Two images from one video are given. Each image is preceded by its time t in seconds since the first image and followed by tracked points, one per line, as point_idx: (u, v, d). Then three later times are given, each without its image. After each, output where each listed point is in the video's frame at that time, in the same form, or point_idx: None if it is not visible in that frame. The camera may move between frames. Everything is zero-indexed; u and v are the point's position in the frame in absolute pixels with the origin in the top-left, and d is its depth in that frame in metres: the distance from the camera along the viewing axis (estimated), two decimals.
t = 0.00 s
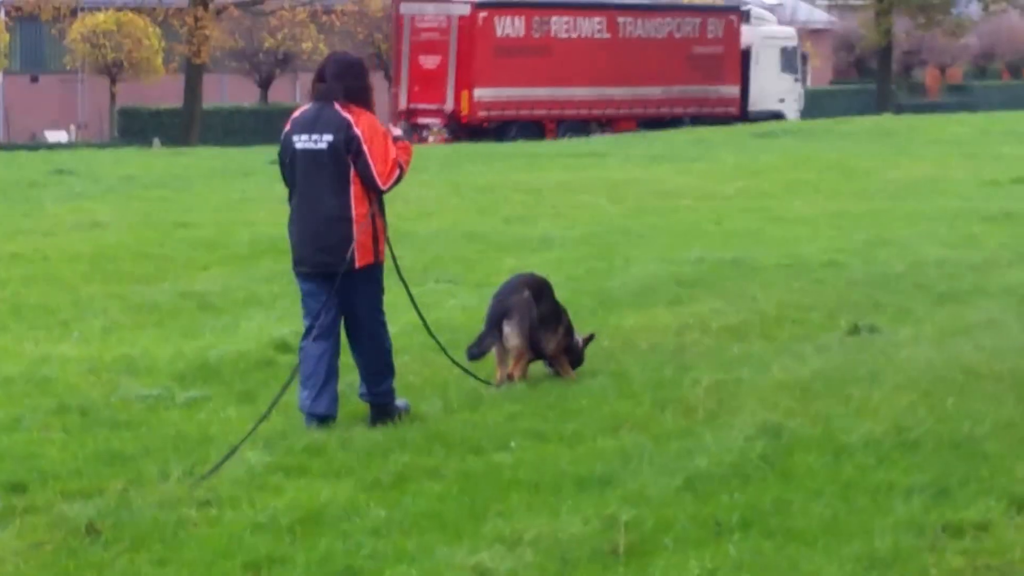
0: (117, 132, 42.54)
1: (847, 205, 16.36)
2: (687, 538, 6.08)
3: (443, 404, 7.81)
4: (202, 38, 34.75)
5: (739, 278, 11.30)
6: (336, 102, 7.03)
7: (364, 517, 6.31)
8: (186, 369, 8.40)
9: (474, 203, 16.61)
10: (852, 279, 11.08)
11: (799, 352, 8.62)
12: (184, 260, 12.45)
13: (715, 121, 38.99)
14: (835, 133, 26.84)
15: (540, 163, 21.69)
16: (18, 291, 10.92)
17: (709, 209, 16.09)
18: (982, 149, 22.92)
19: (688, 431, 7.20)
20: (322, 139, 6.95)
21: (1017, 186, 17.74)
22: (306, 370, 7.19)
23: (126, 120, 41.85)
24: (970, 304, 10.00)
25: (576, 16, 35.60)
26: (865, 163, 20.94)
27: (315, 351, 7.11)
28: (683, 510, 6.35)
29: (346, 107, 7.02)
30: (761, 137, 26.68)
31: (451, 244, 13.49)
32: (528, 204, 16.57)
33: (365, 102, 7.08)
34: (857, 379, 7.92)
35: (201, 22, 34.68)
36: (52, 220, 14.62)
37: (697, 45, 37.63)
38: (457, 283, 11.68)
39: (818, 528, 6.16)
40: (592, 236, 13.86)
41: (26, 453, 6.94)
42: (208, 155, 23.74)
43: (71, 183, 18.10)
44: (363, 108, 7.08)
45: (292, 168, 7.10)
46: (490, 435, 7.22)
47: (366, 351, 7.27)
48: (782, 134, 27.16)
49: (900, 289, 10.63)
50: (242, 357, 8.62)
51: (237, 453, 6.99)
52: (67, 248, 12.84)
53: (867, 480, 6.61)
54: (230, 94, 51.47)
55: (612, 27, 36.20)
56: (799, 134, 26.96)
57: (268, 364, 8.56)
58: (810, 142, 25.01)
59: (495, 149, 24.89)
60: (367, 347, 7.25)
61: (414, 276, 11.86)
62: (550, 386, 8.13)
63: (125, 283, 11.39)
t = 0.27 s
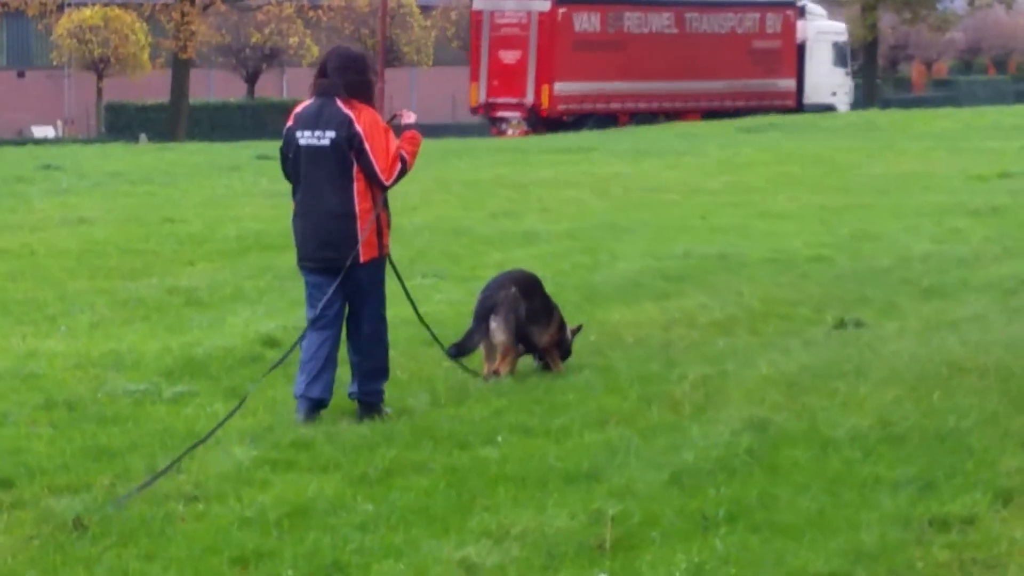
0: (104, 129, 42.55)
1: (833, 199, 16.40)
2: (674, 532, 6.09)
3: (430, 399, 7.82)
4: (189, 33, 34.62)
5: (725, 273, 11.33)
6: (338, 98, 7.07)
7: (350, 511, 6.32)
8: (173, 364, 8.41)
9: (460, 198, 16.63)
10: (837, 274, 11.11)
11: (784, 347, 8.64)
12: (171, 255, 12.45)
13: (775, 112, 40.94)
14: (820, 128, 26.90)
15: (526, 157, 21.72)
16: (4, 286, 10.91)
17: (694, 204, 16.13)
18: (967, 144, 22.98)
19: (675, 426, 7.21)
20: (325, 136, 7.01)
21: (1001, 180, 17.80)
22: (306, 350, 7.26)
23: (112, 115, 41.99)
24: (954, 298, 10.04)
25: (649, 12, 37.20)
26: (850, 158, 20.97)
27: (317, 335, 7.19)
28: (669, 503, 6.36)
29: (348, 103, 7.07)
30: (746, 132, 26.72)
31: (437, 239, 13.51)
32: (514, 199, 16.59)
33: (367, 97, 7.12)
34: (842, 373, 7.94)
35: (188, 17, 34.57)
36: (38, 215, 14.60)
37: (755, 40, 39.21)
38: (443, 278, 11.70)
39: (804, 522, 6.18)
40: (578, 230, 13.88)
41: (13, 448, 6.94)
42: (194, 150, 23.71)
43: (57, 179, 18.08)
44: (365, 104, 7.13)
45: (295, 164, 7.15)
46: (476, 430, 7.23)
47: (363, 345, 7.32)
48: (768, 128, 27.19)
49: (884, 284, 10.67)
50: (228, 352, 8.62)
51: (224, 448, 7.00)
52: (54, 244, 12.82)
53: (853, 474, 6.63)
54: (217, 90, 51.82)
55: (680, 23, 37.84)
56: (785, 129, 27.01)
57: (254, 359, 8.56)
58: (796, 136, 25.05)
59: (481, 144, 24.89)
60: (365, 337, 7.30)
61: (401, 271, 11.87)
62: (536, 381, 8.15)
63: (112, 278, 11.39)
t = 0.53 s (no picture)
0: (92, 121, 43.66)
1: (820, 192, 16.44)
2: (662, 525, 6.10)
3: (417, 391, 7.82)
4: (177, 25, 34.80)
5: (712, 265, 11.35)
6: (339, 88, 7.10)
7: (338, 504, 6.32)
8: (161, 356, 8.41)
9: (447, 190, 16.64)
10: (825, 265, 11.15)
11: (771, 339, 8.66)
12: (158, 248, 12.46)
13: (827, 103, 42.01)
14: (806, 120, 26.92)
15: (513, 150, 21.77)
16: None
17: (681, 196, 16.16)
18: (953, 136, 23.06)
19: (663, 418, 7.21)
20: (327, 125, 7.05)
21: (988, 172, 17.88)
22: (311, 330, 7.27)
23: (99, 108, 43.39)
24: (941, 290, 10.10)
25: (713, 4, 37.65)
26: (836, 150, 20.99)
27: (316, 321, 7.25)
28: (658, 496, 6.36)
29: (350, 92, 7.10)
30: (733, 124, 26.74)
31: (424, 231, 13.52)
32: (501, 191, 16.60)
33: (367, 86, 7.14)
34: (830, 365, 7.95)
35: (175, 9, 34.80)
36: (26, 207, 14.61)
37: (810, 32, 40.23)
38: (430, 270, 11.72)
39: (792, 514, 6.18)
40: (565, 222, 13.89)
41: None
42: (181, 142, 23.73)
43: (44, 171, 18.10)
44: (366, 92, 7.15)
45: (298, 153, 7.21)
46: (464, 422, 7.23)
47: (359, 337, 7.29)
48: (754, 120, 27.22)
49: (871, 276, 10.69)
50: (215, 344, 8.63)
51: (212, 441, 6.99)
52: (42, 236, 12.82)
53: (841, 466, 6.63)
54: (205, 82, 52.04)
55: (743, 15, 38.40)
56: (772, 121, 27.05)
57: (242, 352, 8.57)
58: (782, 128, 25.10)
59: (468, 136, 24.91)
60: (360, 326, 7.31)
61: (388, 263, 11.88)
62: (524, 373, 8.15)
63: (99, 271, 11.39)
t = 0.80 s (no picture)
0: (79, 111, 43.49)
1: (808, 182, 16.47)
2: (650, 515, 6.09)
3: (405, 381, 7.82)
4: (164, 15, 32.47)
5: (700, 256, 11.38)
6: (339, 78, 7.18)
7: (326, 495, 6.32)
8: (148, 347, 8.41)
9: (436, 181, 16.66)
10: (813, 256, 11.19)
11: (759, 329, 8.68)
12: (146, 240, 12.45)
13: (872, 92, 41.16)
14: (795, 111, 26.96)
15: (501, 141, 21.80)
16: None
17: (669, 186, 16.19)
18: (941, 127, 23.11)
19: (650, 409, 7.22)
20: (326, 115, 7.12)
21: (976, 164, 17.93)
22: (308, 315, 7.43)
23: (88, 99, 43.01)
24: (928, 281, 10.14)
25: None
26: (825, 141, 21.02)
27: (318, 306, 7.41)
28: (646, 486, 6.36)
29: (349, 83, 7.17)
30: (721, 115, 26.77)
31: (413, 223, 13.54)
32: (489, 182, 16.62)
33: (366, 78, 7.22)
34: (818, 356, 7.96)
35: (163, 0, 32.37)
36: (13, 198, 14.58)
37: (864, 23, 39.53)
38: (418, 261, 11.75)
39: (781, 505, 6.18)
40: (554, 214, 13.92)
41: None
42: (170, 133, 23.68)
43: (31, 162, 18.07)
44: (365, 83, 7.24)
45: (297, 143, 7.27)
46: (452, 413, 7.23)
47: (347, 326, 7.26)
48: (742, 112, 27.25)
49: (859, 267, 10.71)
50: (203, 336, 8.63)
51: (200, 432, 6.99)
52: (29, 227, 12.80)
53: (829, 457, 6.64)
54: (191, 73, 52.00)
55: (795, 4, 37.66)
56: (761, 112, 27.10)
57: (229, 343, 8.57)
58: (771, 119, 25.13)
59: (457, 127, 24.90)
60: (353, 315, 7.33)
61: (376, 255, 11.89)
62: (512, 364, 8.16)
63: (87, 263, 11.38)
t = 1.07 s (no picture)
0: (65, 103, 43.20)
1: (795, 174, 16.54)
2: (638, 507, 6.09)
3: (392, 372, 7.84)
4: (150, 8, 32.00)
5: (688, 247, 11.44)
6: (333, 69, 7.23)
7: (314, 487, 6.32)
8: (136, 339, 8.43)
9: (423, 173, 16.72)
10: (800, 248, 11.26)
11: (747, 320, 8.72)
12: (133, 232, 12.49)
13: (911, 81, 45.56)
14: (782, 103, 27.07)
15: (489, 133, 21.88)
16: None
17: (657, 178, 16.26)
18: (928, 118, 23.20)
19: (639, 400, 7.23)
20: (318, 105, 7.14)
21: (964, 155, 18.01)
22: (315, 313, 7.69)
23: (74, 91, 42.57)
24: (914, 272, 10.20)
25: None
26: (812, 133, 21.10)
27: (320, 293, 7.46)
28: (634, 478, 6.36)
29: (342, 73, 7.21)
30: (708, 107, 26.86)
31: (400, 215, 13.60)
32: (477, 173, 16.68)
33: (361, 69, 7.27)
34: (806, 348, 7.98)
35: None
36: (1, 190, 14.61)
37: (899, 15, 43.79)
38: (405, 253, 11.81)
39: (768, 496, 6.18)
40: (542, 205, 13.98)
41: None
42: (158, 125, 23.76)
43: (19, 155, 18.11)
44: (359, 75, 7.28)
45: (291, 133, 7.31)
46: (440, 405, 7.24)
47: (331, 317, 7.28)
48: (729, 103, 27.35)
49: (846, 259, 10.77)
50: (191, 328, 8.66)
51: (187, 424, 6.98)
52: (17, 219, 12.82)
53: (817, 448, 6.64)
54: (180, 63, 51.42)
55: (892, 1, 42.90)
56: (748, 104, 27.21)
57: (217, 335, 8.60)
58: (758, 110, 25.24)
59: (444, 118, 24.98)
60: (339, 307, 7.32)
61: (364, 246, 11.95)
62: (501, 354, 8.18)
63: (74, 254, 11.40)
